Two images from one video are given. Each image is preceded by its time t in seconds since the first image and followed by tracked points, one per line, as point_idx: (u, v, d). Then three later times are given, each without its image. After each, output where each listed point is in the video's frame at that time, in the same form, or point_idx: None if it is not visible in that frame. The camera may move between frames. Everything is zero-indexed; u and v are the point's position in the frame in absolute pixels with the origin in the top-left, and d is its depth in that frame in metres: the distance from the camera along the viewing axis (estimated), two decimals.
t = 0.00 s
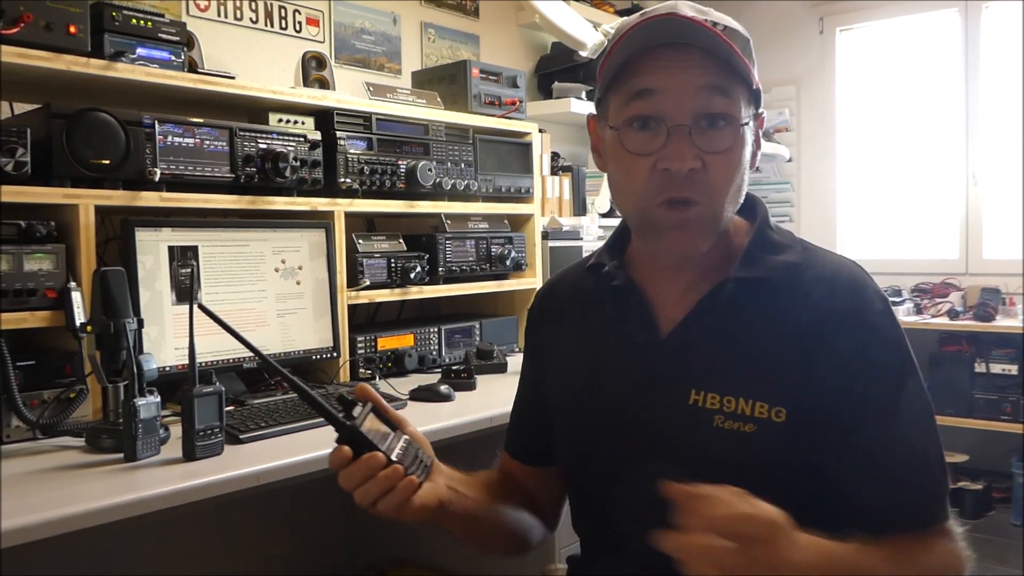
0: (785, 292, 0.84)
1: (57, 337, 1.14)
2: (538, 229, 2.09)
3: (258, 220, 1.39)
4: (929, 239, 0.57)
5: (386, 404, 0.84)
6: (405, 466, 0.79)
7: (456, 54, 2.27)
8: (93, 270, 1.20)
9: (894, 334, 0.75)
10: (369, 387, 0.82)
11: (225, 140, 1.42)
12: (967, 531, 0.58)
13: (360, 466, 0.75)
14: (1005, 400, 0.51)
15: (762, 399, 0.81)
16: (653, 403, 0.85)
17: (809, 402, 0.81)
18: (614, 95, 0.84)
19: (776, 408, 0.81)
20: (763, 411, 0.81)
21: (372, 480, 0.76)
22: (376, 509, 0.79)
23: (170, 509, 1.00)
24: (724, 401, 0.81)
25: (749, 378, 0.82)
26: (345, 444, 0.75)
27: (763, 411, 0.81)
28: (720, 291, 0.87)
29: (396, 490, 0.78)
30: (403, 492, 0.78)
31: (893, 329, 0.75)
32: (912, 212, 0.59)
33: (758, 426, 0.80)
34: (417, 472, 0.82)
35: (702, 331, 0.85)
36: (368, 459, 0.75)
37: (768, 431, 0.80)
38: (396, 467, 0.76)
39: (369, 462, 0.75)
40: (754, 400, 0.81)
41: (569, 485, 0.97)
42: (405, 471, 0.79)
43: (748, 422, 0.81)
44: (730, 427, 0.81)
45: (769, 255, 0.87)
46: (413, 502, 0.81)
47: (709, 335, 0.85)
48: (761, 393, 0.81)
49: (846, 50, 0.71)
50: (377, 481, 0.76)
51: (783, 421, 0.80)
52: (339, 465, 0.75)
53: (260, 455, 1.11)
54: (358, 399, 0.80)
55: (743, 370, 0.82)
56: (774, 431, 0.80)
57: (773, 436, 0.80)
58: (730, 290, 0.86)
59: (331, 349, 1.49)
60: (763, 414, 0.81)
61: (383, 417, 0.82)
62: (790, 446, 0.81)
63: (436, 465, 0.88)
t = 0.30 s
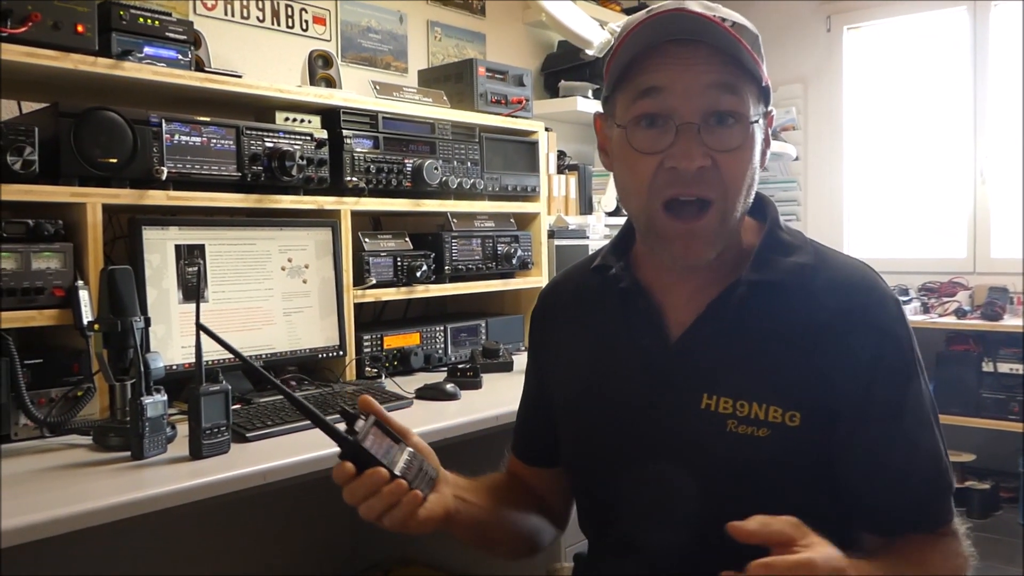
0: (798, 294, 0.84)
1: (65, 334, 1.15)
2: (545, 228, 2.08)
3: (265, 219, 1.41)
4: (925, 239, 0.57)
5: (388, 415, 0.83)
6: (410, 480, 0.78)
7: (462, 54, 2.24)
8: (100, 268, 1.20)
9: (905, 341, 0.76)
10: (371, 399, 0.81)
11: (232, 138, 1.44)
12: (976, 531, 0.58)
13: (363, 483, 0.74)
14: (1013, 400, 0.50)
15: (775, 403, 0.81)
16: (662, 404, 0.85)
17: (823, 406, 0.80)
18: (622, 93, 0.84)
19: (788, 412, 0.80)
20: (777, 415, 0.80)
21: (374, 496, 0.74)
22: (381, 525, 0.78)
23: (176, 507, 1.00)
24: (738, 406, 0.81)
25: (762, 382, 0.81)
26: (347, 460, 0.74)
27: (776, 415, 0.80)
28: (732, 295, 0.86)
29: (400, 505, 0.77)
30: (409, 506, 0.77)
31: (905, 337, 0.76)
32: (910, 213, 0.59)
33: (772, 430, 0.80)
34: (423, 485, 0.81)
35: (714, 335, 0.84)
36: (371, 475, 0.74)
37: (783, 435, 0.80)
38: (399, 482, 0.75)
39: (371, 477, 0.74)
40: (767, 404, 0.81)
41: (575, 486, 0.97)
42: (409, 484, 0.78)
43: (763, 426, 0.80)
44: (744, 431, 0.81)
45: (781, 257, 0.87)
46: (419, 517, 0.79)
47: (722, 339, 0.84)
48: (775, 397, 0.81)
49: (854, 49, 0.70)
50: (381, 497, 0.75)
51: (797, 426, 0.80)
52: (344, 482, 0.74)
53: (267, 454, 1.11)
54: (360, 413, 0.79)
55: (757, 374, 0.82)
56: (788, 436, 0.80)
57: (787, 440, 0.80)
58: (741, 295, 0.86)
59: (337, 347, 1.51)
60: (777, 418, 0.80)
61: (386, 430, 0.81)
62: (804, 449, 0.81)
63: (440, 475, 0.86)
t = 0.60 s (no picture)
0: (803, 297, 0.84)
1: (66, 332, 1.15)
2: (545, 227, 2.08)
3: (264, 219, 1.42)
4: (927, 241, 0.58)
5: (407, 434, 0.82)
6: (439, 503, 0.78)
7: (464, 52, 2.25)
8: (101, 268, 1.21)
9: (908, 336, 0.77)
10: (391, 422, 0.79)
11: (233, 136, 1.44)
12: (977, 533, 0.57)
13: (396, 511, 0.73)
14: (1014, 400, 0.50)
15: (780, 409, 0.80)
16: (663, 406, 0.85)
17: (827, 410, 0.80)
18: (626, 93, 0.83)
19: (794, 418, 0.80)
20: (781, 421, 0.80)
21: (408, 525, 0.74)
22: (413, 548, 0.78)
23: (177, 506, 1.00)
24: (742, 411, 0.81)
25: (766, 388, 0.81)
26: (378, 487, 0.73)
27: (781, 421, 0.80)
28: (737, 298, 0.86)
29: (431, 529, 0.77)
30: (438, 529, 0.77)
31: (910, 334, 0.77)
32: (915, 213, 0.59)
33: (775, 436, 0.80)
34: (450, 504, 0.81)
35: (717, 340, 0.84)
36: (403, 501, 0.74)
37: (787, 441, 0.80)
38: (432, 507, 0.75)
39: (403, 506, 0.73)
40: (771, 410, 0.80)
41: (577, 486, 0.97)
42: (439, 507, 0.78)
43: (766, 432, 0.80)
44: (746, 436, 0.80)
45: (786, 260, 0.87)
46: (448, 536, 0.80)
47: (725, 343, 0.83)
48: (780, 403, 0.80)
49: (857, 49, 0.70)
50: (414, 523, 0.74)
51: (801, 431, 0.80)
52: (375, 512, 0.73)
53: (267, 453, 1.11)
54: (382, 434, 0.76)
55: (760, 378, 0.81)
56: (792, 440, 0.80)
57: (791, 445, 0.80)
58: (745, 299, 0.85)
59: (338, 346, 1.51)
60: (781, 424, 0.80)
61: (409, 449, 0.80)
62: (807, 453, 0.81)
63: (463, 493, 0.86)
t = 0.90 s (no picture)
0: (804, 297, 0.84)
1: (68, 332, 1.16)
2: (546, 227, 2.08)
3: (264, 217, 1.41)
4: (928, 239, 0.58)
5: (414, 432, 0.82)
6: (447, 500, 0.78)
7: (465, 51, 2.25)
8: (101, 267, 1.21)
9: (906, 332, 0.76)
10: (400, 419, 0.81)
11: (234, 135, 1.44)
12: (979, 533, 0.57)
13: (404, 508, 0.73)
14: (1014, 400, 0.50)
15: (779, 408, 0.81)
16: (663, 405, 0.85)
17: (825, 410, 0.81)
18: (622, 92, 0.83)
19: (792, 417, 0.80)
20: (780, 420, 0.80)
21: (416, 520, 0.74)
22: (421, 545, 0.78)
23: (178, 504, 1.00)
24: (741, 410, 0.81)
25: (766, 388, 0.81)
26: (386, 485, 0.73)
27: (779, 420, 0.80)
28: (737, 297, 0.86)
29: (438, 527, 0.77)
30: (448, 526, 0.78)
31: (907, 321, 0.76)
32: (912, 210, 0.60)
33: (774, 435, 0.80)
34: (457, 501, 0.81)
35: (718, 339, 0.84)
36: (410, 498, 0.74)
37: (785, 440, 0.80)
38: (439, 504, 0.76)
39: (411, 503, 0.74)
40: (771, 409, 0.81)
41: (578, 485, 0.97)
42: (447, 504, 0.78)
43: (765, 431, 0.80)
44: (745, 435, 0.81)
45: (785, 259, 0.87)
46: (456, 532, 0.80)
47: (726, 343, 0.84)
48: (778, 402, 0.81)
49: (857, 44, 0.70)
50: (423, 520, 0.75)
51: (799, 430, 0.80)
52: (383, 508, 0.74)
53: (268, 452, 1.11)
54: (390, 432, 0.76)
55: (760, 377, 0.82)
56: (791, 440, 0.80)
57: (790, 444, 0.80)
58: (745, 297, 0.86)
59: (338, 345, 1.51)
60: (780, 423, 0.80)
61: (417, 448, 0.80)
62: (807, 454, 0.81)
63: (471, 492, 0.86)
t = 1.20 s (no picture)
0: (801, 290, 0.85)
1: (68, 328, 1.15)
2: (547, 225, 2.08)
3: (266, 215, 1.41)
4: (930, 236, 0.58)
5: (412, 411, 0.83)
6: (441, 477, 0.79)
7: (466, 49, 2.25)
8: (103, 264, 1.21)
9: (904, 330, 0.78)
10: (397, 400, 0.81)
11: (235, 133, 1.44)
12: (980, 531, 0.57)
13: (398, 481, 0.74)
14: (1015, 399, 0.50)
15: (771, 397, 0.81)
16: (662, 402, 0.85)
17: (820, 404, 0.79)
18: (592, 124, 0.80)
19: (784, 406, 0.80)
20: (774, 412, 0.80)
21: (410, 495, 0.75)
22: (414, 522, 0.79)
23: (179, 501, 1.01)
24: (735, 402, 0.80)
25: (759, 379, 0.81)
26: (381, 459, 0.73)
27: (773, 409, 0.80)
28: (733, 291, 0.85)
29: (432, 502, 0.78)
30: (440, 503, 0.78)
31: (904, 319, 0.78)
32: (914, 209, 0.61)
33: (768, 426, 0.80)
34: (450, 479, 0.82)
35: (714, 333, 0.84)
36: (404, 473, 0.75)
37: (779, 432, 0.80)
38: (433, 480, 0.76)
39: (405, 477, 0.74)
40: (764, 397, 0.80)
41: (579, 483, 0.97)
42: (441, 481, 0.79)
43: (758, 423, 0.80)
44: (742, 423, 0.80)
45: (782, 253, 0.87)
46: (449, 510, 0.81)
47: (722, 335, 0.84)
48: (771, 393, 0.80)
49: (855, 43, 0.71)
50: (416, 495, 0.75)
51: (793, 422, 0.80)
52: (377, 483, 0.74)
53: (268, 450, 1.11)
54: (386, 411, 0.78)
55: (755, 368, 0.81)
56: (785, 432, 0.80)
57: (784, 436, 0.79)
58: (740, 292, 0.85)
59: (339, 343, 1.51)
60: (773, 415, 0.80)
61: (413, 427, 0.81)
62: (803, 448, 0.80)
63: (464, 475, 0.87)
